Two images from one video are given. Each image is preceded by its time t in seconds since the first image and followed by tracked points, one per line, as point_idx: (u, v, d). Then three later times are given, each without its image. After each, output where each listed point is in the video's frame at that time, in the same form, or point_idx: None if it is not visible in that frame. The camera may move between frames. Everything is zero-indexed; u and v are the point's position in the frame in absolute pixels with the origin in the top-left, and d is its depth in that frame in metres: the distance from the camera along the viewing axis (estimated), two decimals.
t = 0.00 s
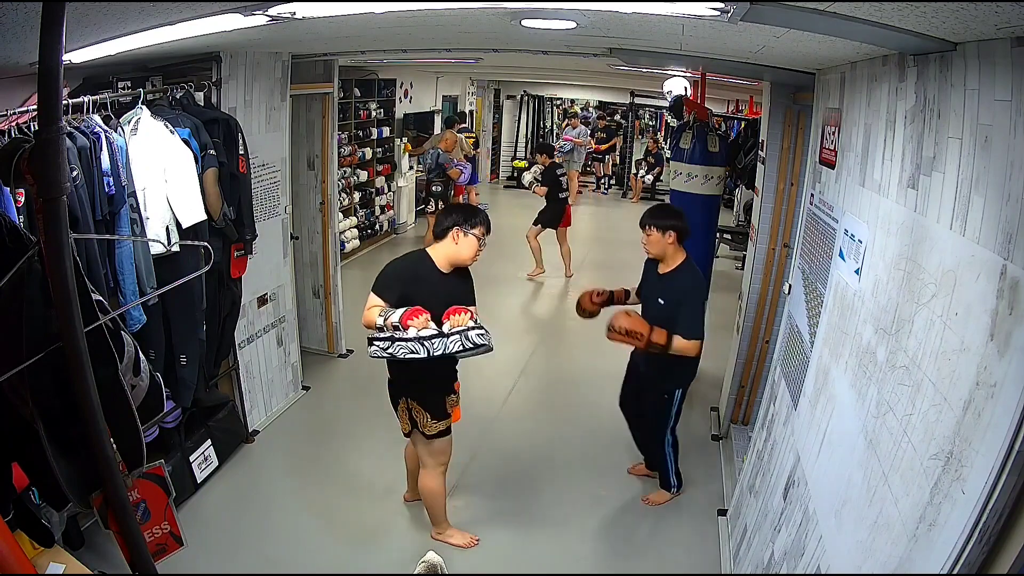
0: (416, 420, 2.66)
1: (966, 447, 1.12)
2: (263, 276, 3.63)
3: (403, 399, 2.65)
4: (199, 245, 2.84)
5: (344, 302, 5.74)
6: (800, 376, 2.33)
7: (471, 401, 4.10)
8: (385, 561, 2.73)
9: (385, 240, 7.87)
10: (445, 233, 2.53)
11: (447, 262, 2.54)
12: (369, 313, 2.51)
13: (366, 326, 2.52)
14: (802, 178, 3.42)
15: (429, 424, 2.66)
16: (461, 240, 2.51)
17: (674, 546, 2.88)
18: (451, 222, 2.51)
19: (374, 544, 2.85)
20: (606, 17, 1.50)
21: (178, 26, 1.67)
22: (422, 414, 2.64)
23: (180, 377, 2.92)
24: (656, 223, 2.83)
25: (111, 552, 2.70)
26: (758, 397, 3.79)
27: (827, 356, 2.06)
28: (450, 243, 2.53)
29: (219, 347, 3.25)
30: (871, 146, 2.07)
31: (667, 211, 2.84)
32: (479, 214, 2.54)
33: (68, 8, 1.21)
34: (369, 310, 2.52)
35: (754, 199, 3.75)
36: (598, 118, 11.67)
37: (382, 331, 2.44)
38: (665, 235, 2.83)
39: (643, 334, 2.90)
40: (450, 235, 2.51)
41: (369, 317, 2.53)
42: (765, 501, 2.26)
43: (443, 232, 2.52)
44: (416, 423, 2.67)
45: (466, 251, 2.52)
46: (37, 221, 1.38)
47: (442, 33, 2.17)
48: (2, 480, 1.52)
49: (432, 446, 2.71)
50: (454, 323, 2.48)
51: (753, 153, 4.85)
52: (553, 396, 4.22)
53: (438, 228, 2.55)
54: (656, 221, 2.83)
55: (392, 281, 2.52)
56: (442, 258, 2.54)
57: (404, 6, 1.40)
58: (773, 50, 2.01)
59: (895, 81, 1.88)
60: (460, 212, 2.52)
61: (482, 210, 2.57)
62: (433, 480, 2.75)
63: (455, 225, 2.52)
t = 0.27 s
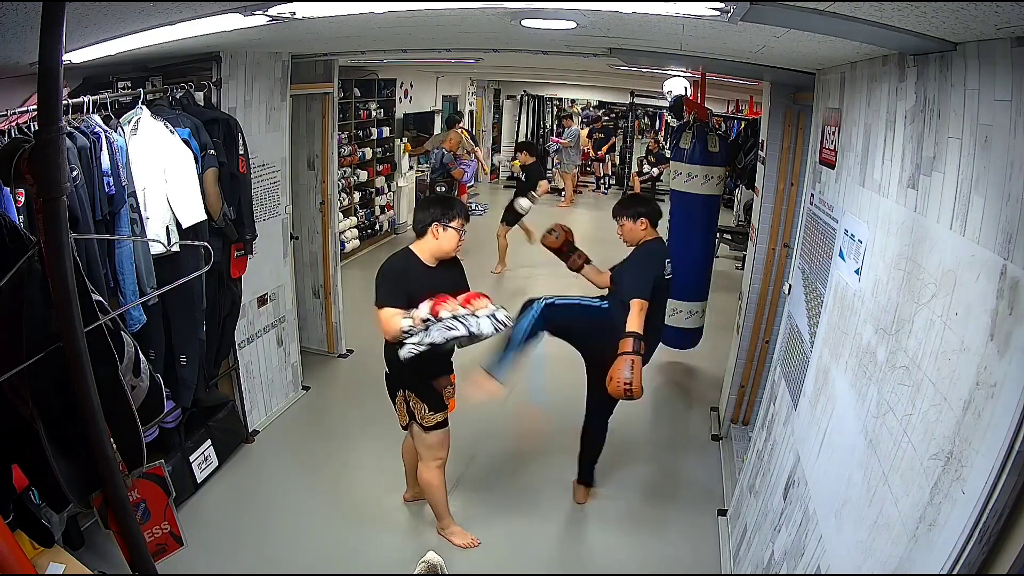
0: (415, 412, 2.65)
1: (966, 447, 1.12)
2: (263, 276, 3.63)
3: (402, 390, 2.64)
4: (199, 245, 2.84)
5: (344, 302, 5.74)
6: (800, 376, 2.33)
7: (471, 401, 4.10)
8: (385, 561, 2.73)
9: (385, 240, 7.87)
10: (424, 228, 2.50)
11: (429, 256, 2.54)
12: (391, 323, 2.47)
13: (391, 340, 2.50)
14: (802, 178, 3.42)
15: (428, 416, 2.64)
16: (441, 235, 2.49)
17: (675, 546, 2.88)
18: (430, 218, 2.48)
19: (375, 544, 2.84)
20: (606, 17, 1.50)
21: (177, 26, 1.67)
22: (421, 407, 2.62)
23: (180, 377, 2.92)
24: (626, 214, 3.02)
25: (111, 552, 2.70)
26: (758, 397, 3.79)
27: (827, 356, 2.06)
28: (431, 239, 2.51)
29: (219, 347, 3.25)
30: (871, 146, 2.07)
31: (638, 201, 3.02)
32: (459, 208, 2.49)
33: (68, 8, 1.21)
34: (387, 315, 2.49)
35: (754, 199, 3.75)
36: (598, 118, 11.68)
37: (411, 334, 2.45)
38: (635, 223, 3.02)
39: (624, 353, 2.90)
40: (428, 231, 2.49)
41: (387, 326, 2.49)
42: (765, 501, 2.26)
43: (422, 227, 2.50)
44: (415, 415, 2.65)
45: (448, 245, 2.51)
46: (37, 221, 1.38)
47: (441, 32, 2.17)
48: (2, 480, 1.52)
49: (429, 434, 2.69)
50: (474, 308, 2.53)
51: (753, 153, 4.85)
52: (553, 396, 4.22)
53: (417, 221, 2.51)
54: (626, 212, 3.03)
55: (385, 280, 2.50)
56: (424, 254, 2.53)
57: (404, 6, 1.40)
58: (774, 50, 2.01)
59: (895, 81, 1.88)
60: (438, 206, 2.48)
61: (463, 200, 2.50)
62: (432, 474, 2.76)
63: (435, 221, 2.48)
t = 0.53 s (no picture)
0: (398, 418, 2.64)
1: (966, 447, 1.12)
2: (263, 276, 3.63)
3: (382, 399, 2.64)
4: (199, 245, 2.84)
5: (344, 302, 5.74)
6: (800, 376, 2.33)
7: (470, 401, 4.10)
8: (385, 561, 2.73)
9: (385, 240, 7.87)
10: (406, 234, 2.52)
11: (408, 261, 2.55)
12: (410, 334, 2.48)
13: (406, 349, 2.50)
14: (802, 178, 3.42)
15: (413, 421, 2.64)
16: (420, 240, 2.53)
17: (675, 547, 2.88)
18: (412, 222, 2.50)
19: (375, 544, 2.84)
20: (606, 17, 1.51)
21: (177, 26, 1.67)
22: (405, 411, 2.62)
23: (180, 377, 2.91)
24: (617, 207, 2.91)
25: (111, 552, 2.70)
26: (758, 397, 3.78)
27: (827, 356, 2.06)
28: (410, 243, 2.53)
29: (218, 347, 3.25)
30: (872, 146, 2.07)
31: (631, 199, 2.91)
32: (437, 212, 2.54)
33: (68, 9, 1.21)
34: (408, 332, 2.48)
35: (754, 199, 3.75)
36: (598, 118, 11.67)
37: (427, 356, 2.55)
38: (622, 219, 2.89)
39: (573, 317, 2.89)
40: (410, 236, 2.51)
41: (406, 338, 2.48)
42: (765, 501, 2.26)
43: (404, 233, 2.51)
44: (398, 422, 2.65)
45: (426, 250, 2.55)
46: (37, 221, 1.38)
47: (441, 32, 2.17)
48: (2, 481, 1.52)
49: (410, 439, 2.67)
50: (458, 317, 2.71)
51: (753, 153, 4.84)
52: (553, 396, 4.22)
53: (396, 225, 2.51)
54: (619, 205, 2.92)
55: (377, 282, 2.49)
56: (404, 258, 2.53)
57: (403, 6, 1.40)
58: (774, 50, 2.01)
59: (895, 81, 1.88)
60: (413, 209, 2.52)
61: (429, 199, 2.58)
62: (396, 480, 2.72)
63: (415, 224, 2.50)
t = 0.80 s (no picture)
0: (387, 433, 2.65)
1: (966, 447, 1.12)
2: (263, 276, 3.63)
3: (374, 416, 2.60)
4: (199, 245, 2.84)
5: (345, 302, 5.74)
6: (800, 376, 2.33)
7: (471, 401, 4.10)
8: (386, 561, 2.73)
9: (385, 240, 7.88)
10: (383, 247, 2.49)
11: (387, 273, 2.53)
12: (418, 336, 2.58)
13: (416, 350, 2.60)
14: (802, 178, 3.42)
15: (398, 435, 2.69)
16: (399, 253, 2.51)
17: (675, 547, 2.88)
18: (388, 233, 2.47)
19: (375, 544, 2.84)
20: (606, 17, 1.51)
21: (177, 26, 1.67)
22: (395, 425, 2.66)
23: (180, 377, 2.91)
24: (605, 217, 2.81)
25: (111, 553, 2.70)
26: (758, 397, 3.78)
27: (827, 356, 2.06)
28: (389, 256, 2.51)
29: (218, 347, 3.25)
30: (872, 146, 2.07)
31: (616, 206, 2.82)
32: (411, 220, 2.52)
33: (68, 9, 1.21)
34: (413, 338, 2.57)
35: (754, 199, 3.75)
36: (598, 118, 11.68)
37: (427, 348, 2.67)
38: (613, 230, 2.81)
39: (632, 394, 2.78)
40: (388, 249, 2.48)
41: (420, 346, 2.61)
42: (765, 501, 2.26)
43: (382, 246, 2.48)
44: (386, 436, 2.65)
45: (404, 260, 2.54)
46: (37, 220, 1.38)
47: (441, 33, 2.17)
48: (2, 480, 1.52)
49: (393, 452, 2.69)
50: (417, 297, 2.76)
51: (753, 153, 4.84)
52: (553, 396, 4.22)
53: (372, 239, 2.48)
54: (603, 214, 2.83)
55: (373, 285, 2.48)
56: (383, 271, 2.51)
57: (403, 6, 1.40)
58: (773, 50, 2.01)
59: (895, 81, 1.88)
60: (386, 220, 2.48)
61: (400, 207, 2.54)
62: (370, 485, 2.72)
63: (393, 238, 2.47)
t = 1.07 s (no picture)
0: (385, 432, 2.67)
1: (966, 447, 1.12)
2: (263, 276, 3.63)
3: (374, 415, 2.62)
4: (199, 246, 2.84)
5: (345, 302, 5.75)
6: (800, 376, 2.33)
7: (470, 401, 4.10)
8: (386, 561, 2.73)
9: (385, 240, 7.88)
10: (373, 248, 2.42)
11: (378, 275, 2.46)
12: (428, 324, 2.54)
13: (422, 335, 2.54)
14: (802, 178, 3.42)
15: (398, 433, 2.72)
16: (389, 253, 2.43)
17: (674, 547, 2.88)
18: (377, 233, 2.39)
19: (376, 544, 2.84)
20: (607, 17, 1.51)
21: (177, 26, 1.67)
22: (394, 424, 2.68)
23: (180, 377, 2.91)
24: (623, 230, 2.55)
25: (111, 553, 2.70)
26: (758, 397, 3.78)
27: (827, 356, 2.06)
28: (378, 257, 2.43)
29: (219, 347, 3.25)
30: (872, 147, 2.07)
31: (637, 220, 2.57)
32: (401, 220, 2.43)
33: (67, 9, 1.21)
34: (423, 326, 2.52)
35: (754, 199, 3.75)
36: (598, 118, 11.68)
37: (437, 336, 2.60)
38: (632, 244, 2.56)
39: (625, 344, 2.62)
40: (376, 250, 2.41)
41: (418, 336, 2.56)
42: (765, 501, 2.26)
43: (371, 248, 2.41)
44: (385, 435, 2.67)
45: (395, 261, 2.46)
46: (37, 220, 1.38)
47: (441, 33, 2.17)
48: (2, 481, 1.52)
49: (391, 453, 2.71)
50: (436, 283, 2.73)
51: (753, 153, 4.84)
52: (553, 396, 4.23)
53: (361, 239, 2.40)
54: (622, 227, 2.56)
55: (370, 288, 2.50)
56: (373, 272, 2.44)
57: (403, 6, 1.40)
58: (773, 50, 2.01)
59: (895, 81, 1.88)
60: (376, 220, 2.40)
61: (392, 206, 2.45)
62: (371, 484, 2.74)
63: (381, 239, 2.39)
